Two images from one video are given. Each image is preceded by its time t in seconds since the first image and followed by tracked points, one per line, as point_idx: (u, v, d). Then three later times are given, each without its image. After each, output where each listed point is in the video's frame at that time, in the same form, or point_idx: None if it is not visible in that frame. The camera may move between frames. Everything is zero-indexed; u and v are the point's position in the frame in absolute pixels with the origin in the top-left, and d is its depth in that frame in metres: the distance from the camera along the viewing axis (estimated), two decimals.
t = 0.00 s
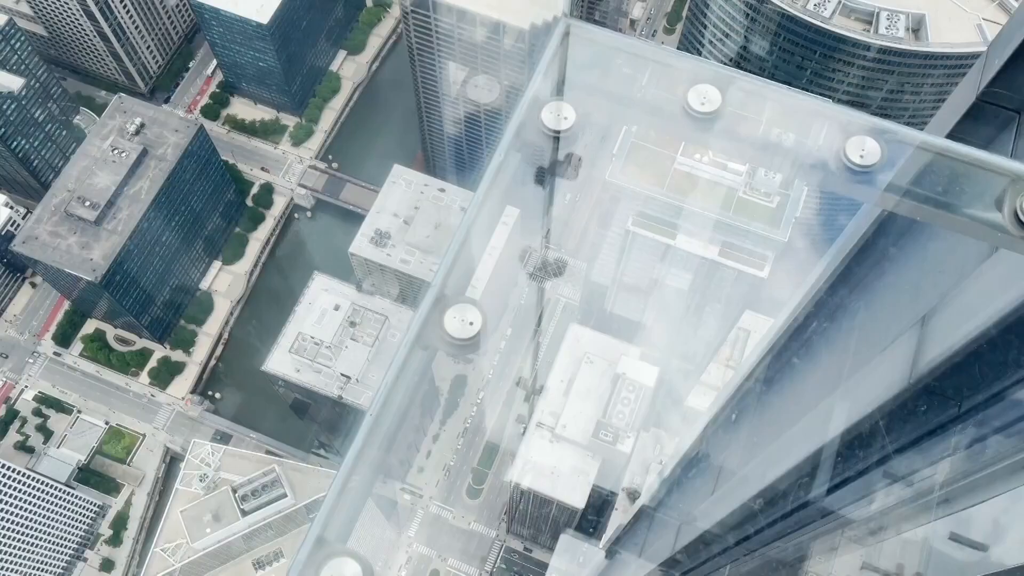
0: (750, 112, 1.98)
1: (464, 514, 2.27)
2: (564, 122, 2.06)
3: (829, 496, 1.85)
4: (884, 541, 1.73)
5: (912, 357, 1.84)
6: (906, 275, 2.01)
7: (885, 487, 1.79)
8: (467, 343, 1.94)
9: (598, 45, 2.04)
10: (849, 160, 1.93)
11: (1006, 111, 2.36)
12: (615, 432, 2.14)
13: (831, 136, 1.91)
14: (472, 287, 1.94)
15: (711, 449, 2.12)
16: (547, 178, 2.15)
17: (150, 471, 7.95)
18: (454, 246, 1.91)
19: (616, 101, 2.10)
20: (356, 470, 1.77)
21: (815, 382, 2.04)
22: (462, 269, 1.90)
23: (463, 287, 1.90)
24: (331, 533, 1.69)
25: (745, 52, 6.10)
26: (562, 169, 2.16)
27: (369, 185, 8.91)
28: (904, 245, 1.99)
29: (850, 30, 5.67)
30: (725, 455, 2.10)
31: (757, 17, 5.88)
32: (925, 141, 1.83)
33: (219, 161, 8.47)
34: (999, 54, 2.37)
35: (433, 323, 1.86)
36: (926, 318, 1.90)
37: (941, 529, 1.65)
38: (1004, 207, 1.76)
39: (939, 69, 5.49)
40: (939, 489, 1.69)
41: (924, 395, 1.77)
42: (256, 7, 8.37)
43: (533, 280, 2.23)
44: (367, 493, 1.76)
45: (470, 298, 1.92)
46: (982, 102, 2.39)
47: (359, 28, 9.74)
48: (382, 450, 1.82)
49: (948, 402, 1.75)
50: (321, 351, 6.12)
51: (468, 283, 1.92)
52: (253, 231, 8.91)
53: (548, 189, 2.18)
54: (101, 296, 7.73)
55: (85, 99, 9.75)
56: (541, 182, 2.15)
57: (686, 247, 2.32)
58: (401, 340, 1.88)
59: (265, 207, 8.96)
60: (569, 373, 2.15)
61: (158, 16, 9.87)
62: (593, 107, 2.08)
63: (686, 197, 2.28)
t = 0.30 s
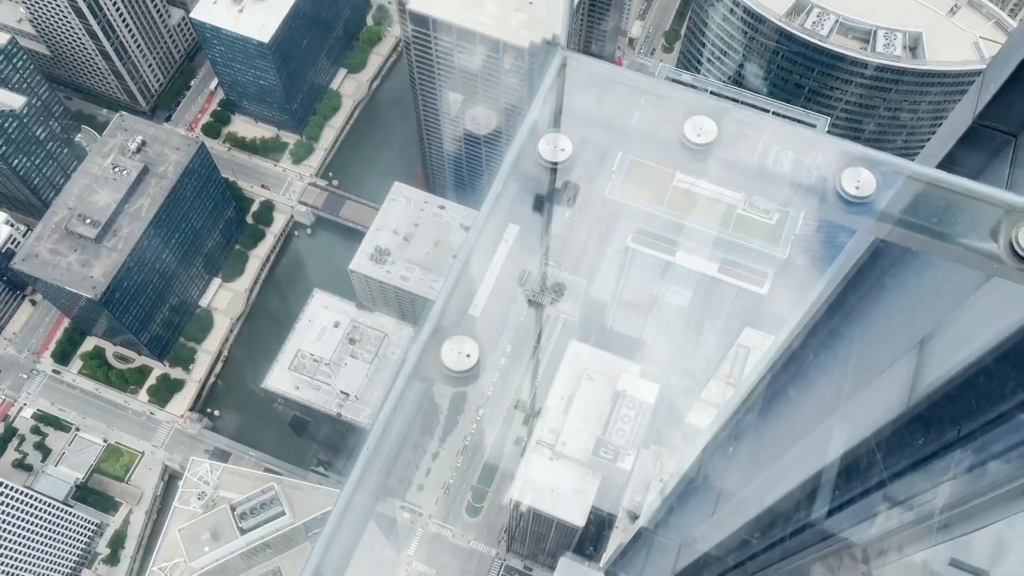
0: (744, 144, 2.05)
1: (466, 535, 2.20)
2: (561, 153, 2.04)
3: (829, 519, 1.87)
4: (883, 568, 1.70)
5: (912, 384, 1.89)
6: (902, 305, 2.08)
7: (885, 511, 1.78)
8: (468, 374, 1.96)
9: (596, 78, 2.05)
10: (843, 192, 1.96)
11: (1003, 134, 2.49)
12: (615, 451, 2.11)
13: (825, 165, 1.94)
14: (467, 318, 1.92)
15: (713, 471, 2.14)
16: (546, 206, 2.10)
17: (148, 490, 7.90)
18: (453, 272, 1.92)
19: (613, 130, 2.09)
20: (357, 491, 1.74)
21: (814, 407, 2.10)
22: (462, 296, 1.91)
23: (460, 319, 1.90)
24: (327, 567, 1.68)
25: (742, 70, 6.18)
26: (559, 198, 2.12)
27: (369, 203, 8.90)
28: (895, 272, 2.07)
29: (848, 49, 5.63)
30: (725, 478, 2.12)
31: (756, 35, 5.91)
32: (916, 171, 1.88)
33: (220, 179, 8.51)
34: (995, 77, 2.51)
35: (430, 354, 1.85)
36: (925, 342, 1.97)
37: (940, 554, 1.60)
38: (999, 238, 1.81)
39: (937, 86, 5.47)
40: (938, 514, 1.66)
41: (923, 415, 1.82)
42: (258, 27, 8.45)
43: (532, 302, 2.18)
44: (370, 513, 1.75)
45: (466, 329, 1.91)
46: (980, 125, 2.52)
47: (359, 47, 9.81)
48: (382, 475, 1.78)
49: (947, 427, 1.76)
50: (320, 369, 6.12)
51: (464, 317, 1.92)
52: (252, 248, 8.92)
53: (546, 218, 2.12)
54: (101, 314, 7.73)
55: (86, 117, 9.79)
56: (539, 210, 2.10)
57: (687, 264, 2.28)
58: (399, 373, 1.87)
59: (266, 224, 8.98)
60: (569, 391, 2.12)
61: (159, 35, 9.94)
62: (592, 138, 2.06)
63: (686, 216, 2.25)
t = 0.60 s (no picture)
0: (739, 173, 2.02)
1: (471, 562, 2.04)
2: (560, 183, 2.10)
3: (830, 541, 1.89)
4: None
5: (910, 410, 1.83)
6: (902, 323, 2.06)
7: (888, 534, 1.78)
8: (468, 404, 1.95)
9: (594, 108, 2.09)
10: (841, 221, 1.96)
11: (999, 157, 2.51)
12: (615, 469, 2.03)
13: (823, 195, 1.95)
14: (466, 345, 1.94)
15: (713, 493, 2.16)
16: (544, 231, 2.10)
17: (146, 509, 7.87)
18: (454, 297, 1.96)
19: (613, 159, 2.10)
20: (360, 514, 1.78)
21: (811, 432, 2.09)
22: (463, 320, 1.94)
23: (460, 348, 1.92)
24: None
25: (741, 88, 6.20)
26: (557, 224, 2.13)
27: (369, 221, 8.88)
28: (891, 297, 2.06)
29: (846, 67, 5.65)
30: (725, 499, 2.16)
31: (755, 53, 5.92)
32: (909, 200, 1.88)
33: (220, 198, 8.53)
34: (992, 100, 2.54)
35: (430, 381, 1.87)
36: (925, 363, 1.91)
37: None
38: (996, 266, 1.78)
39: (935, 105, 5.51)
40: (939, 539, 1.67)
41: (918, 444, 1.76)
42: (259, 46, 8.51)
43: (530, 329, 2.15)
44: (371, 535, 1.78)
45: (466, 359, 1.93)
46: (976, 148, 2.55)
47: (359, 66, 9.87)
48: (383, 498, 1.80)
49: (946, 452, 1.72)
50: (319, 388, 6.09)
51: (464, 346, 1.94)
52: (252, 266, 8.93)
53: (545, 244, 2.12)
54: (101, 333, 7.73)
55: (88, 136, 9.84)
56: (538, 235, 2.10)
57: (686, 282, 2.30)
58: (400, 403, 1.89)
59: (266, 243, 9.01)
60: (569, 409, 2.05)
61: (161, 55, 10.02)
62: (589, 168, 2.11)
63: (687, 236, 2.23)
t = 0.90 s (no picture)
0: (736, 198, 2.06)
1: None
2: (558, 209, 2.09)
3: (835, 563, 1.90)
4: None
5: (910, 432, 1.90)
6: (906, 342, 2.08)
7: (890, 558, 1.80)
8: (467, 429, 1.96)
9: (590, 132, 2.11)
10: (837, 246, 2.00)
11: (996, 179, 2.50)
12: (615, 488, 2.02)
13: (820, 220, 1.99)
14: (468, 371, 1.97)
15: (712, 514, 2.12)
16: (542, 254, 2.10)
17: (144, 529, 7.82)
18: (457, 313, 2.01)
19: (611, 184, 2.09)
20: (360, 534, 1.80)
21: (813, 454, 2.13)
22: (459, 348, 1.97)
23: (458, 374, 1.94)
24: None
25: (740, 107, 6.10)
26: (555, 247, 2.12)
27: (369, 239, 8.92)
28: (887, 321, 2.08)
29: (843, 86, 5.66)
30: (725, 522, 2.11)
31: (753, 73, 5.88)
32: (905, 226, 1.94)
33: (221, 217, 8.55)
34: (988, 123, 2.56)
35: (427, 406, 1.90)
36: (925, 385, 1.99)
37: None
38: (994, 290, 1.83)
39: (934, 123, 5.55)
40: (941, 562, 1.70)
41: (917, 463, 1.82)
42: (260, 66, 8.55)
43: (529, 353, 2.12)
44: (371, 557, 1.78)
45: (465, 387, 1.94)
46: (973, 170, 2.56)
47: (360, 86, 9.90)
48: (384, 519, 1.81)
49: (947, 475, 1.76)
50: (319, 407, 6.06)
51: (461, 372, 1.96)
52: (252, 284, 8.92)
53: (544, 267, 2.12)
54: (100, 351, 7.72)
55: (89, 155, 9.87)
56: (536, 259, 2.10)
57: (686, 299, 2.21)
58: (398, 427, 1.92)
59: (266, 261, 9.00)
60: (569, 428, 2.06)
61: (163, 75, 10.08)
62: (587, 194, 2.09)
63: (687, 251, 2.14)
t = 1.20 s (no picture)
0: (732, 223, 2.19)
1: None
2: (556, 234, 2.24)
3: None
4: None
5: (912, 453, 1.99)
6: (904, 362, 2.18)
7: None
8: (467, 455, 2.03)
9: (588, 157, 2.25)
10: (836, 272, 2.13)
11: (994, 201, 2.54)
12: (616, 506, 2.05)
13: (816, 244, 2.13)
14: (463, 400, 2.04)
15: (712, 536, 2.17)
16: (541, 276, 2.23)
17: (142, 549, 7.69)
18: (458, 334, 2.15)
19: (609, 211, 2.23)
20: (359, 561, 1.88)
21: (813, 478, 2.21)
22: (455, 379, 2.06)
23: (454, 403, 2.02)
24: None
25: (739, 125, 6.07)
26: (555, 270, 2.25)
27: (369, 258, 8.88)
28: (884, 346, 2.20)
29: (841, 105, 5.67)
30: (725, 544, 2.18)
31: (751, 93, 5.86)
32: (901, 250, 2.04)
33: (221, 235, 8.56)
34: (984, 145, 2.58)
35: (424, 434, 1.98)
36: (925, 408, 2.10)
37: None
38: (992, 317, 1.94)
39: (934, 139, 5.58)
40: None
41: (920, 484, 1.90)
42: (261, 86, 8.61)
43: (528, 376, 2.19)
44: None
45: (463, 413, 2.02)
46: (971, 191, 2.58)
47: (360, 104, 9.92)
48: (383, 544, 1.89)
49: (950, 495, 1.82)
50: (318, 425, 6.04)
51: (457, 402, 2.04)
52: (252, 302, 8.89)
53: (543, 290, 2.23)
54: (99, 370, 7.71)
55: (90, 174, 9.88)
56: (535, 282, 2.23)
57: (687, 317, 2.30)
58: (396, 454, 1.99)
59: (266, 279, 8.99)
60: (569, 447, 2.09)
61: (164, 93, 10.14)
62: (586, 217, 2.23)
63: (687, 269, 2.25)
